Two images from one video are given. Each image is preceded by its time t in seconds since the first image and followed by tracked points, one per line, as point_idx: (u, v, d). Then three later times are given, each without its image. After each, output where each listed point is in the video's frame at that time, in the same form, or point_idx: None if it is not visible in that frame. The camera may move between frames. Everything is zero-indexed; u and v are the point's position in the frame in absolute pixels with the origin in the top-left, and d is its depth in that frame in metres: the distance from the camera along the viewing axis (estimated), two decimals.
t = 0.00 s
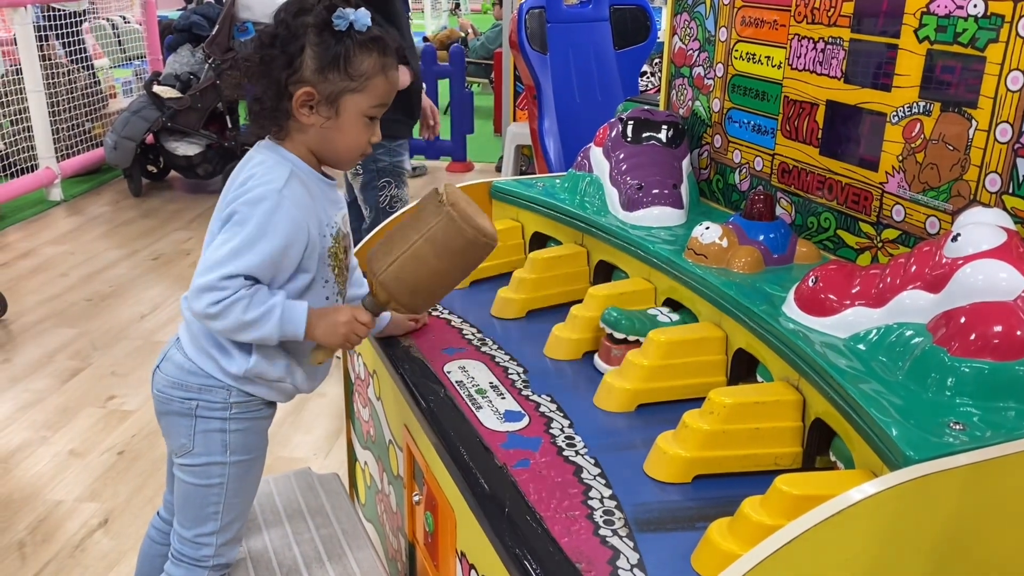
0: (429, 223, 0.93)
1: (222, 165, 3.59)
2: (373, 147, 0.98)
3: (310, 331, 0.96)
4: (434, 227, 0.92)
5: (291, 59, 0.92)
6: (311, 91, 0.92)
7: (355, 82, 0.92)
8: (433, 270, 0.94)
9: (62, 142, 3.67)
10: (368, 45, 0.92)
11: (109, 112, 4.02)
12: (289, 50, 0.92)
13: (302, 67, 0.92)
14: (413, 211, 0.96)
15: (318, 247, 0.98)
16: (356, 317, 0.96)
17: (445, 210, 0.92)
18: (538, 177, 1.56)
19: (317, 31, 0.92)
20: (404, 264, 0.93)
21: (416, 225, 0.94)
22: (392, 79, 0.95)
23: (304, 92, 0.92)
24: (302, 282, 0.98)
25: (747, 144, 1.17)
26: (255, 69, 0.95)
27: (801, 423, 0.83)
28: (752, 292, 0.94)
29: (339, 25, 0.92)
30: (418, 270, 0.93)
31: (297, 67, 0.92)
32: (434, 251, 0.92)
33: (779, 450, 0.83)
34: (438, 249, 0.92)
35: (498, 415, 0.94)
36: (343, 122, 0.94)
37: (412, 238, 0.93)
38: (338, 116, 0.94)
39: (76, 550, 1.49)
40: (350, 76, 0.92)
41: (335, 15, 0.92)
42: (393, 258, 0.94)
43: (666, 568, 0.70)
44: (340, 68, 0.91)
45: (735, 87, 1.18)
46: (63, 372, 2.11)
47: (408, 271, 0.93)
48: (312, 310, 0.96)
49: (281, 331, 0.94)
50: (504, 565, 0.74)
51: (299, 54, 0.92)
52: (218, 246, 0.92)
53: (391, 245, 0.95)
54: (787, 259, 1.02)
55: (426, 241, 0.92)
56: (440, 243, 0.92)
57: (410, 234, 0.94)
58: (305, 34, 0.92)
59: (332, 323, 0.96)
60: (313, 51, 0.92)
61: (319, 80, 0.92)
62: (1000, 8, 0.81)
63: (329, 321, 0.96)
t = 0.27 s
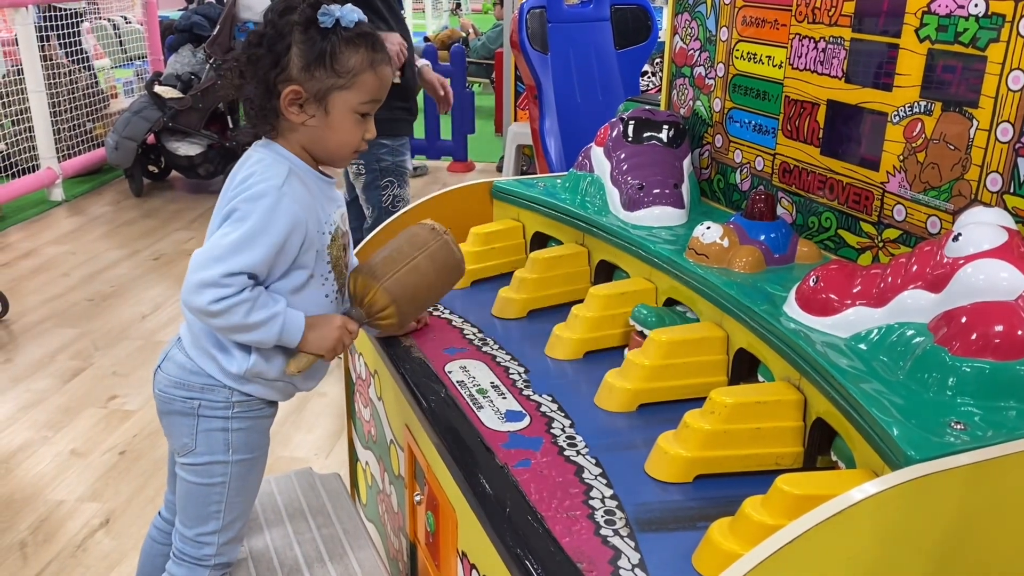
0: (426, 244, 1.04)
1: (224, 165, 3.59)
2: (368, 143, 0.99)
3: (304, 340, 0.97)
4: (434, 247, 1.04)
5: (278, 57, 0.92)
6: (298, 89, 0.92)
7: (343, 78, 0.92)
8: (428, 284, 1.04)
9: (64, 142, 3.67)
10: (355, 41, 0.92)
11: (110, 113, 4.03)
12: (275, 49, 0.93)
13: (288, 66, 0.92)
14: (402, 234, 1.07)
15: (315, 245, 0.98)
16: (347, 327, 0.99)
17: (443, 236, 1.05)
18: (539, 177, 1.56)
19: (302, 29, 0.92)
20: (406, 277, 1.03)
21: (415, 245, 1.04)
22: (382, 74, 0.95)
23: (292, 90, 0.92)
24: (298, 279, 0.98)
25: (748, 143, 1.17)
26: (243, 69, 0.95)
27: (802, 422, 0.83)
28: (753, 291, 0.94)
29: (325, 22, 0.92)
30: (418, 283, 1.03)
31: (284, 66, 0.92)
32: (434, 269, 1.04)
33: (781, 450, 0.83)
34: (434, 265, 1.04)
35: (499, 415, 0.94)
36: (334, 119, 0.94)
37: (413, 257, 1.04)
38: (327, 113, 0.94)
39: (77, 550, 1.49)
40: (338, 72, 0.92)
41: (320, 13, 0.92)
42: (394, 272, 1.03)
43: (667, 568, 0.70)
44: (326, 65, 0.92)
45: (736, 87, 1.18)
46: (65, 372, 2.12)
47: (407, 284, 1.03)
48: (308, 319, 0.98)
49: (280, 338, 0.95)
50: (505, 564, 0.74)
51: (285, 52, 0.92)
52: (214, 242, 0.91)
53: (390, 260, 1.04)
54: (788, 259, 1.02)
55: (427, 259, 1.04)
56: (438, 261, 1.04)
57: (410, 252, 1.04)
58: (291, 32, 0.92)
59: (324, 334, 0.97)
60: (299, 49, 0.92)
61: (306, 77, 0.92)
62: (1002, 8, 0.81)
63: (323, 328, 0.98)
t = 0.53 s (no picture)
0: (427, 242, 1.05)
1: (224, 165, 3.58)
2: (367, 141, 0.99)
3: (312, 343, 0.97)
4: (436, 246, 1.05)
5: (280, 58, 0.92)
6: (301, 89, 0.92)
7: (345, 78, 0.92)
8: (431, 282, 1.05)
9: (64, 142, 3.67)
10: (356, 40, 0.92)
11: (110, 113, 4.03)
12: (277, 49, 0.92)
13: (291, 66, 0.92)
14: (401, 230, 1.07)
15: (318, 244, 0.98)
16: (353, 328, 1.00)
17: (443, 234, 1.06)
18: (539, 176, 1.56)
19: (304, 29, 0.92)
20: (410, 278, 1.04)
21: (417, 244, 1.05)
22: (382, 72, 0.95)
23: (294, 90, 0.92)
24: (303, 279, 0.98)
25: (749, 143, 1.17)
26: (243, 70, 0.95)
27: (803, 423, 0.83)
28: (754, 291, 0.94)
29: (326, 22, 0.91)
30: (422, 283, 1.04)
31: (286, 66, 0.92)
32: (436, 268, 1.05)
33: (782, 450, 0.83)
34: (437, 265, 1.05)
35: (500, 415, 0.94)
36: (335, 118, 0.94)
37: (416, 256, 1.04)
38: (329, 113, 0.94)
39: (78, 550, 1.49)
40: (340, 72, 0.92)
41: (321, 12, 0.91)
42: (398, 272, 1.04)
43: (668, 569, 0.70)
44: (329, 65, 0.92)
45: (737, 86, 1.18)
46: (65, 372, 2.12)
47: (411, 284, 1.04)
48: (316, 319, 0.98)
49: (292, 339, 0.95)
50: (506, 565, 0.74)
51: (287, 52, 0.92)
52: (223, 248, 0.91)
53: (392, 260, 1.04)
54: (789, 259, 1.02)
55: (430, 259, 1.04)
56: (440, 261, 1.05)
57: (413, 251, 1.04)
58: (293, 32, 0.92)
59: (331, 335, 0.98)
60: (301, 49, 0.92)
61: (309, 77, 0.92)
62: (1003, 7, 0.80)
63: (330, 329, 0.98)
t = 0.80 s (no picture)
0: (444, 256, 1.04)
1: (223, 166, 3.58)
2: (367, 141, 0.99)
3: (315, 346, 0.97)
4: (451, 260, 1.04)
5: (285, 59, 0.91)
6: (307, 90, 0.92)
7: (349, 78, 0.92)
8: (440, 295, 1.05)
9: (63, 143, 3.67)
10: (360, 40, 0.93)
11: (109, 113, 4.02)
12: (282, 50, 0.91)
13: (296, 67, 0.91)
14: (419, 240, 1.06)
15: (321, 244, 0.98)
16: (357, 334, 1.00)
17: (461, 249, 1.05)
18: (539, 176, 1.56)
19: (309, 30, 0.91)
20: (421, 289, 1.03)
21: (433, 256, 1.04)
22: (382, 72, 0.96)
23: (300, 91, 0.92)
24: (306, 279, 0.98)
25: (749, 143, 1.17)
26: (246, 71, 0.94)
27: (803, 422, 0.83)
28: (754, 291, 0.94)
29: (330, 22, 0.91)
30: (432, 296, 1.04)
31: (292, 67, 0.91)
32: (449, 282, 1.05)
33: (782, 451, 0.83)
34: (449, 278, 1.04)
35: (500, 415, 0.94)
36: (339, 118, 0.94)
37: (430, 268, 1.04)
38: (334, 114, 0.94)
39: (77, 551, 1.49)
40: (345, 73, 0.92)
41: (325, 13, 0.91)
42: (409, 281, 1.04)
43: (669, 569, 0.70)
44: (335, 66, 0.92)
45: (736, 86, 1.18)
46: (65, 373, 2.12)
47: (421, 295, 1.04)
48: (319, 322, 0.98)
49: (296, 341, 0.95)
50: (506, 566, 0.73)
51: (292, 53, 0.91)
52: (227, 249, 0.91)
53: (406, 270, 1.04)
54: (789, 259, 1.02)
55: (444, 272, 1.04)
56: (454, 276, 1.04)
57: (427, 263, 1.04)
58: (297, 33, 0.91)
59: (335, 339, 0.98)
60: (307, 50, 0.91)
61: (314, 78, 0.91)
62: (1003, 6, 0.80)
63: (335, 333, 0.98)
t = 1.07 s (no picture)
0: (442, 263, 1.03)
1: (222, 167, 3.58)
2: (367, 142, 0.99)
3: (316, 350, 0.97)
4: (450, 266, 1.03)
5: (289, 61, 0.91)
6: (311, 92, 0.91)
7: (352, 80, 0.93)
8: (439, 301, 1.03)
9: (62, 144, 3.67)
10: (363, 43, 0.93)
11: (108, 114, 4.02)
12: (286, 51, 0.91)
13: (300, 69, 0.91)
14: (416, 247, 1.05)
15: (323, 244, 0.98)
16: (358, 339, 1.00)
17: (459, 256, 1.05)
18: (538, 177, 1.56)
19: (313, 32, 0.91)
20: (420, 294, 1.02)
21: (432, 263, 1.03)
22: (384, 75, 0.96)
23: (304, 93, 0.91)
24: (308, 280, 0.98)
25: (748, 143, 1.17)
26: (249, 73, 0.94)
27: (802, 423, 0.83)
28: (752, 292, 0.94)
29: (334, 25, 0.91)
30: (432, 301, 1.02)
31: (296, 69, 0.91)
32: (448, 289, 1.03)
33: (781, 451, 0.83)
34: (449, 285, 1.03)
35: (500, 416, 0.94)
36: (341, 120, 0.94)
37: (430, 274, 1.02)
38: (337, 116, 0.94)
39: (77, 552, 1.49)
40: (349, 75, 0.92)
41: (330, 15, 0.91)
42: (408, 286, 1.02)
43: (668, 569, 0.70)
44: (339, 69, 0.92)
45: (734, 87, 1.18)
46: (64, 374, 2.11)
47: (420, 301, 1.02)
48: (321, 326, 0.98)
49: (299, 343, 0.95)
50: (505, 567, 0.74)
51: (297, 55, 0.91)
52: (229, 250, 0.91)
53: (405, 275, 1.02)
54: (788, 259, 1.02)
55: (444, 278, 1.03)
56: (453, 282, 1.03)
57: (426, 269, 1.03)
58: (302, 35, 0.91)
59: (336, 343, 0.98)
60: (311, 52, 0.91)
61: (319, 80, 0.91)
62: (1001, 6, 0.81)
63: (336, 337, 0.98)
